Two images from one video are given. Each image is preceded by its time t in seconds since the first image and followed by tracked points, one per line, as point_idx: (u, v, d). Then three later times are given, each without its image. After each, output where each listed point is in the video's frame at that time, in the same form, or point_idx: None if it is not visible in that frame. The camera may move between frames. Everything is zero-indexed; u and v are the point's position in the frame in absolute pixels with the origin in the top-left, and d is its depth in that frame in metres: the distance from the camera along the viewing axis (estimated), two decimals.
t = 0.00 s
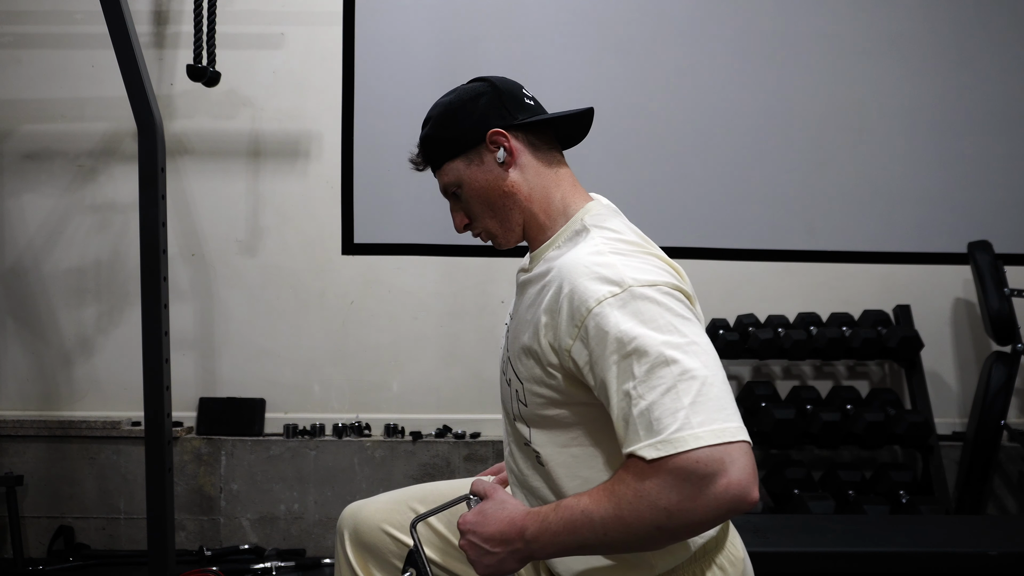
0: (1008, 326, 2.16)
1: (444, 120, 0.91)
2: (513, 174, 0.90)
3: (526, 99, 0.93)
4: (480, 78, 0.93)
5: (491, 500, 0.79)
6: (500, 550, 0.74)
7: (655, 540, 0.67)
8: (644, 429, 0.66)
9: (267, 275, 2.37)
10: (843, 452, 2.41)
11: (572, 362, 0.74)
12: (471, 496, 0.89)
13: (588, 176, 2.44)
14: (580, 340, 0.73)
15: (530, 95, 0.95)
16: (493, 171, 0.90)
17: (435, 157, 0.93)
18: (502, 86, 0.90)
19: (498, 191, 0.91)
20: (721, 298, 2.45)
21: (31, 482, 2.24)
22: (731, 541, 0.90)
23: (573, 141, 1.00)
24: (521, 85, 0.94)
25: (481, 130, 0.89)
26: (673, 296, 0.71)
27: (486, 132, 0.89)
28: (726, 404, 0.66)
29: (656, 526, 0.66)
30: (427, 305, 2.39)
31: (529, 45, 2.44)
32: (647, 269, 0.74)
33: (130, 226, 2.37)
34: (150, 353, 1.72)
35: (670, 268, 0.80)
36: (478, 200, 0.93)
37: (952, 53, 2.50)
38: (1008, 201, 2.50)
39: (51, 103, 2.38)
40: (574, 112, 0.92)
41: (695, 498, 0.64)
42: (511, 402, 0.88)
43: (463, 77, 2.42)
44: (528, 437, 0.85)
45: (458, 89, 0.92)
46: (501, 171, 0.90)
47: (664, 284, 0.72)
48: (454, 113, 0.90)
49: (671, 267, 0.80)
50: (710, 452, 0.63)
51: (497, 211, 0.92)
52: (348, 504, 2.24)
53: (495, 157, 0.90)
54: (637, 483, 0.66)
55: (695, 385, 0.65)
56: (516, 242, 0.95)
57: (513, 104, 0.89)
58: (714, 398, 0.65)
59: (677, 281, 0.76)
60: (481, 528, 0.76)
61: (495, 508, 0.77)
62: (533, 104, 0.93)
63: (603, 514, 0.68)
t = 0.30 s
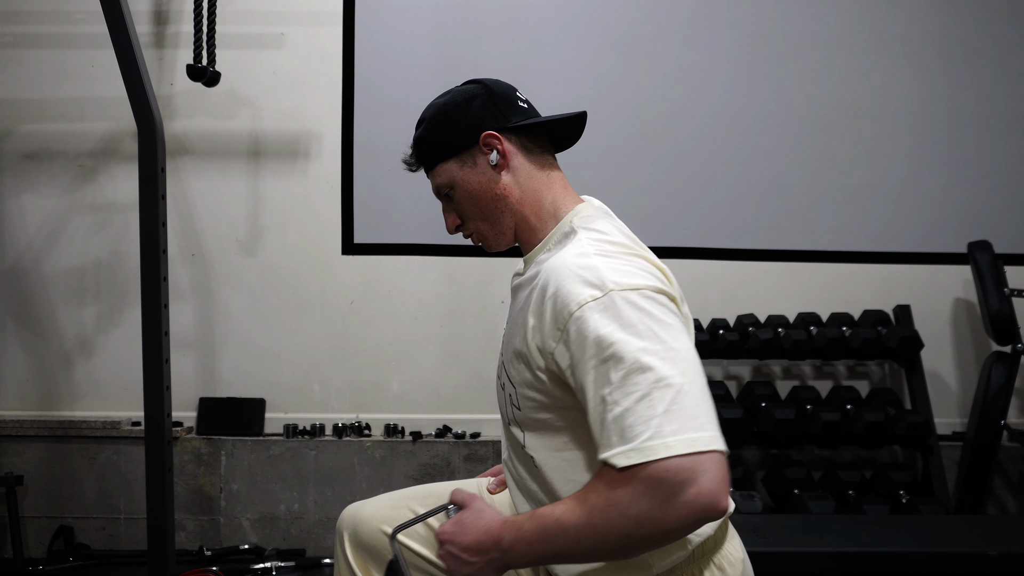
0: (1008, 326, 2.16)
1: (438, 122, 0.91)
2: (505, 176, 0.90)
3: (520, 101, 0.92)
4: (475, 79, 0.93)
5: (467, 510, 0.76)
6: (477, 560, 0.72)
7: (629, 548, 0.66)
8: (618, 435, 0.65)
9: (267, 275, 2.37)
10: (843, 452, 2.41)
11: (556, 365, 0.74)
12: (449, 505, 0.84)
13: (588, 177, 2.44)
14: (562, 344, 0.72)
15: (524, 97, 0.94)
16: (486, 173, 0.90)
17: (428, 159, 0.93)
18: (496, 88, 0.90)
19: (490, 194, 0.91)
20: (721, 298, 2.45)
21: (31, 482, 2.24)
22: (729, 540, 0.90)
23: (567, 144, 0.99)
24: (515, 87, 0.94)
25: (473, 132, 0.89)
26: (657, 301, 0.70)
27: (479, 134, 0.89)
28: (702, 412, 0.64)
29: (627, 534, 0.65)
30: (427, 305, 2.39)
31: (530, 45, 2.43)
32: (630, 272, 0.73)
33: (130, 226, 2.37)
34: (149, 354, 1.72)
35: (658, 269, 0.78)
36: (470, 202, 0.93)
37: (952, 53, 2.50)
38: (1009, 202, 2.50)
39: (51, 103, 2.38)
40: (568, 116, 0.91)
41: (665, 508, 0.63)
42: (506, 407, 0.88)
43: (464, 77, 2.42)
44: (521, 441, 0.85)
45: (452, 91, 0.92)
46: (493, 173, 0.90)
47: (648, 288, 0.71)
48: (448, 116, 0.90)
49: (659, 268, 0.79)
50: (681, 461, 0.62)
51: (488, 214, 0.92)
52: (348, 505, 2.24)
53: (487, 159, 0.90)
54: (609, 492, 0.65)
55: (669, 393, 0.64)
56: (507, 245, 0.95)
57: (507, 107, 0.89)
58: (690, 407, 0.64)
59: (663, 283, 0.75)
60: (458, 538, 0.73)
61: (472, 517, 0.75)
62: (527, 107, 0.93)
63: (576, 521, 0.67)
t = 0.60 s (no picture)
0: (1008, 326, 2.16)
1: (435, 120, 0.89)
2: (500, 180, 0.90)
3: (517, 104, 0.92)
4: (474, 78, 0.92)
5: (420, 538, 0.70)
6: None
7: None
8: (564, 456, 0.63)
9: (267, 275, 2.37)
10: (843, 452, 2.41)
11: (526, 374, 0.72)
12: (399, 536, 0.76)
13: (589, 177, 2.44)
14: (531, 354, 0.70)
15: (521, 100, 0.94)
16: (481, 175, 0.89)
17: (423, 157, 0.92)
18: (495, 89, 0.89)
19: (485, 196, 0.90)
20: (720, 298, 2.45)
21: (31, 482, 2.24)
22: (730, 540, 0.90)
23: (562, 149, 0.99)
24: (513, 89, 0.93)
25: (470, 133, 0.88)
26: (629, 322, 0.65)
27: (476, 136, 0.88)
28: (651, 442, 0.61)
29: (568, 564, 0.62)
30: (427, 305, 2.39)
31: (529, 45, 2.44)
32: (605, 288, 0.68)
33: (130, 226, 2.37)
34: (149, 354, 1.72)
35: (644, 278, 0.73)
36: (463, 203, 0.92)
37: (951, 53, 2.50)
38: (1008, 201, 2.50)
39: (51, 103, 2.38)
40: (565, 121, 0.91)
41: (604, 536, 0.61)
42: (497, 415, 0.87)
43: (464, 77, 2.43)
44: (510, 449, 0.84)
45: (450, 90, 0.91)
46: (489, 176, 0.90)
47: (621, 307, 0.66)
48: (445, 115, 0.89)
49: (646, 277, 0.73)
50: (622, 488, 0.60)
51: (481, 216, 0.92)
52: (348, 504, 2.24)
53: (484, 162, 0.89)
54: (553, 519, 0.63)
55: (618, 420, 0.61)
56: (498, 248, 0.95)
57: (505, 111, 0.88)
58: (637, 436, 0.61)
59: (643, 298, 0.69)
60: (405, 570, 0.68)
61: (418, 549, 0.69)
62: (524, 110, 0.92)
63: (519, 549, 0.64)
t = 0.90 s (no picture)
0: (1008, 326, 2.16)
1: (433, 121, 0.89)
2: (495, 184, 0.90)
3: (517, 110, 0.92)
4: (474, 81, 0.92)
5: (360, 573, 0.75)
6: None
7: None
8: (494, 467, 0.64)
9: (267, 275, 2.37)
10: (843, 452, 2.41)
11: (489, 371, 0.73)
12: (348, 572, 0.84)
13: (590, 176, 2.44)
14: (493, 357, 0.70)
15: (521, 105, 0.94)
16: (477, 179, 0.90)
17: (418, 157, 0.92)
18: (495, 93, 0.89)
19: (479, 200, 0.90)
20: (720, 298, 2.45)
21: (31, 482, 2.24)
22: (733, 540, 0.90)
23: (557, 155, 0.99)
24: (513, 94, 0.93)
25: (468, 136, 0.88)
26: (585, 347, 0.65)
27: (473, 140, 0.88)
28: (573, 470, 0.62)
29: None
30: (427, 305, 2.39)
31: (530, 45, 2.43)
32: (570, 307, 0.66)
33: (130, 226, 2.37)
34: (150, 354, 1.72)
35: (619, 295, 0.70)
36: (456, 206, 0.92)
37: (951, 53, 2.50)
38: (1009, 201, 2.50)
39: (51, 103, 2.37)
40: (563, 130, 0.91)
41: (526, 559, 0.62)
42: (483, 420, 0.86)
43: (465, 76, 2.43)
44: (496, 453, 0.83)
45: (449, 91, 0.91)
46: (484, 180, 0.90)
47: (581, 329, 0.65)
48: (444, 116, 0.89)
49: (621, 294, 0.71)
50: (541, 512, 0.62)
51: (473, 219, 0.92)
52: (348, 504, 2.24)
53: (480, 166, 0.90)
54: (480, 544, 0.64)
55: (547, 441, 0.62)
56: (487, 252, 0.96)
57: (503, 115, 0.89)
58: (560, 461, 0.62)
59: (610, 319, 0.68)
60: None
61: None
62: (524, 116, 0.93)
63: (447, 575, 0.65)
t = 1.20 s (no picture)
0: (1008, 326, 2.16)
1: (428, 126, 0.91)
2: (487, 191, 0.91)
3: (512, 117, 0.93)
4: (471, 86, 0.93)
5: None
6: None
7: None
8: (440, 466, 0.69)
9: (267, 275, 2.37)
10: (843, 452, 2.41)
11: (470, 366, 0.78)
12: None
13: (591, 176, 2.44)
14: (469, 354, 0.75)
15: (517, 111, 0.95)
16: (469, 184, 0.91)
17: (412, 159, 0.94)
18: (490, 99, 0.91)
19: (470, 205, 0.92)
20: (720, 298, 2.45)
21: (31, 482, 2.24)
22: (735, 540, 0.90)
23: (553, 162, 1.00)
24: (510, 100, 0.95)
25: (461, 142, 0.90)
26: (539, 362, 0.68)
27: (467, 147, 0.90)
28: (502, 482, 0.66)
29: None
30: (427, 305, 2.39)
31: (530, 45, 2.43)
32: (534, 322, 0.69)
33: (130, 226, 2.37)
34: (149, 354, 1.72)
35: (589, 313, 0.72)
36: (448, 210, 0.94)
37: (951, 53, 2.50)
38: (1009, 201, 2.50)
39: (51, 103, 2.38)
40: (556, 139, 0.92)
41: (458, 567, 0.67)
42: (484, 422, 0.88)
43: (465, 76, 2.42)
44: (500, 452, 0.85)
45: (446, 96, 0.92)
46: (476, 186, 0.91)
47: (539, 344, 0.69)
48: (439, 121, 0.91)
49: (591, 312, 0.73)
50: (468, 520, 0.67)
51: (464, 224, 0.94)
52: (348, 504, 2.24)
53: (472, 172, 0.91)
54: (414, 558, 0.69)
55: (483, 450, 0.66)
56: (478, 256, 0.97)
57: (496, 122, 0.90)
58: (490, 470, 0.66)
59: (572, 338, 0.70)
60: None
61: None
62: (519, 123, 0.94)
63: None
